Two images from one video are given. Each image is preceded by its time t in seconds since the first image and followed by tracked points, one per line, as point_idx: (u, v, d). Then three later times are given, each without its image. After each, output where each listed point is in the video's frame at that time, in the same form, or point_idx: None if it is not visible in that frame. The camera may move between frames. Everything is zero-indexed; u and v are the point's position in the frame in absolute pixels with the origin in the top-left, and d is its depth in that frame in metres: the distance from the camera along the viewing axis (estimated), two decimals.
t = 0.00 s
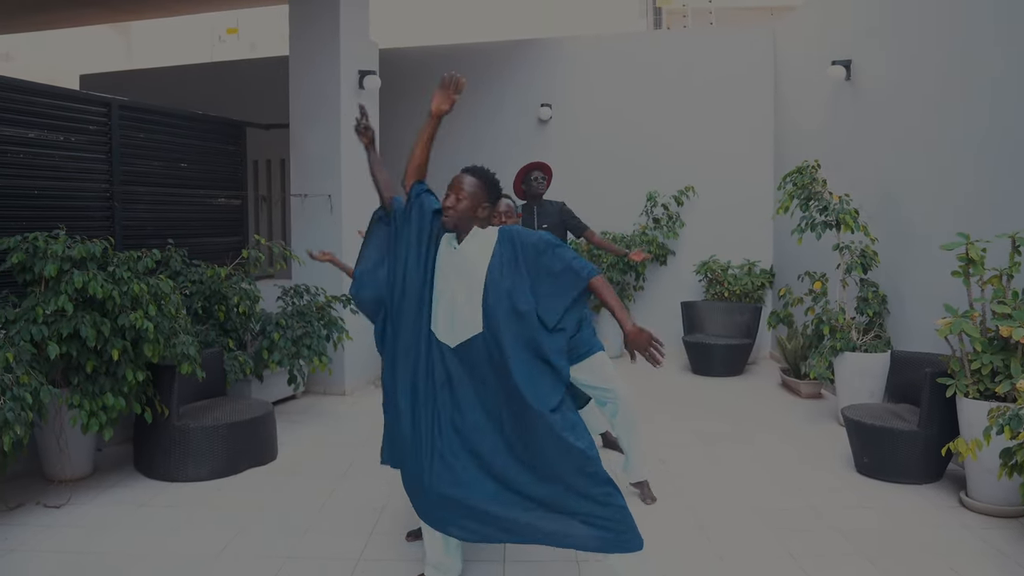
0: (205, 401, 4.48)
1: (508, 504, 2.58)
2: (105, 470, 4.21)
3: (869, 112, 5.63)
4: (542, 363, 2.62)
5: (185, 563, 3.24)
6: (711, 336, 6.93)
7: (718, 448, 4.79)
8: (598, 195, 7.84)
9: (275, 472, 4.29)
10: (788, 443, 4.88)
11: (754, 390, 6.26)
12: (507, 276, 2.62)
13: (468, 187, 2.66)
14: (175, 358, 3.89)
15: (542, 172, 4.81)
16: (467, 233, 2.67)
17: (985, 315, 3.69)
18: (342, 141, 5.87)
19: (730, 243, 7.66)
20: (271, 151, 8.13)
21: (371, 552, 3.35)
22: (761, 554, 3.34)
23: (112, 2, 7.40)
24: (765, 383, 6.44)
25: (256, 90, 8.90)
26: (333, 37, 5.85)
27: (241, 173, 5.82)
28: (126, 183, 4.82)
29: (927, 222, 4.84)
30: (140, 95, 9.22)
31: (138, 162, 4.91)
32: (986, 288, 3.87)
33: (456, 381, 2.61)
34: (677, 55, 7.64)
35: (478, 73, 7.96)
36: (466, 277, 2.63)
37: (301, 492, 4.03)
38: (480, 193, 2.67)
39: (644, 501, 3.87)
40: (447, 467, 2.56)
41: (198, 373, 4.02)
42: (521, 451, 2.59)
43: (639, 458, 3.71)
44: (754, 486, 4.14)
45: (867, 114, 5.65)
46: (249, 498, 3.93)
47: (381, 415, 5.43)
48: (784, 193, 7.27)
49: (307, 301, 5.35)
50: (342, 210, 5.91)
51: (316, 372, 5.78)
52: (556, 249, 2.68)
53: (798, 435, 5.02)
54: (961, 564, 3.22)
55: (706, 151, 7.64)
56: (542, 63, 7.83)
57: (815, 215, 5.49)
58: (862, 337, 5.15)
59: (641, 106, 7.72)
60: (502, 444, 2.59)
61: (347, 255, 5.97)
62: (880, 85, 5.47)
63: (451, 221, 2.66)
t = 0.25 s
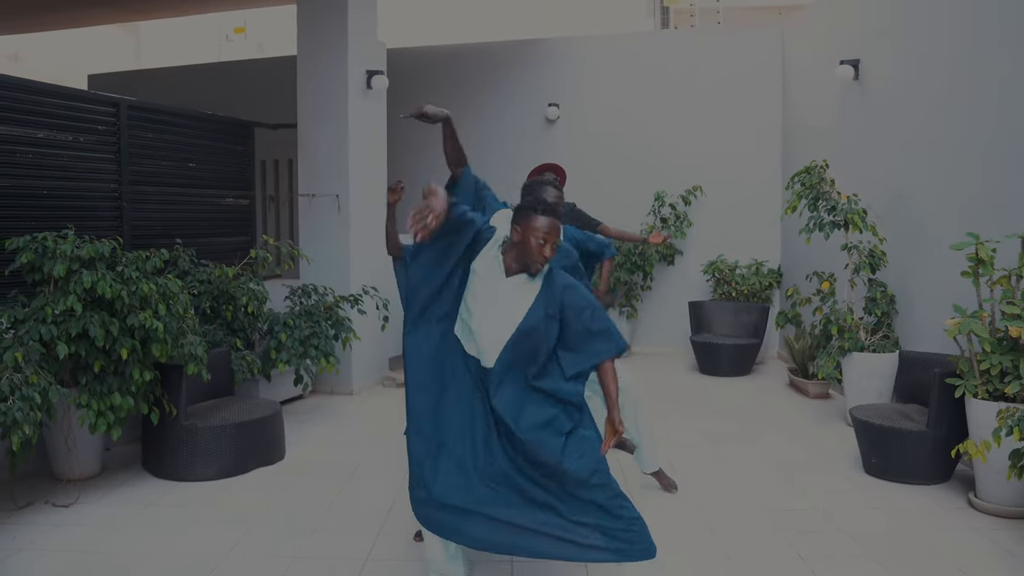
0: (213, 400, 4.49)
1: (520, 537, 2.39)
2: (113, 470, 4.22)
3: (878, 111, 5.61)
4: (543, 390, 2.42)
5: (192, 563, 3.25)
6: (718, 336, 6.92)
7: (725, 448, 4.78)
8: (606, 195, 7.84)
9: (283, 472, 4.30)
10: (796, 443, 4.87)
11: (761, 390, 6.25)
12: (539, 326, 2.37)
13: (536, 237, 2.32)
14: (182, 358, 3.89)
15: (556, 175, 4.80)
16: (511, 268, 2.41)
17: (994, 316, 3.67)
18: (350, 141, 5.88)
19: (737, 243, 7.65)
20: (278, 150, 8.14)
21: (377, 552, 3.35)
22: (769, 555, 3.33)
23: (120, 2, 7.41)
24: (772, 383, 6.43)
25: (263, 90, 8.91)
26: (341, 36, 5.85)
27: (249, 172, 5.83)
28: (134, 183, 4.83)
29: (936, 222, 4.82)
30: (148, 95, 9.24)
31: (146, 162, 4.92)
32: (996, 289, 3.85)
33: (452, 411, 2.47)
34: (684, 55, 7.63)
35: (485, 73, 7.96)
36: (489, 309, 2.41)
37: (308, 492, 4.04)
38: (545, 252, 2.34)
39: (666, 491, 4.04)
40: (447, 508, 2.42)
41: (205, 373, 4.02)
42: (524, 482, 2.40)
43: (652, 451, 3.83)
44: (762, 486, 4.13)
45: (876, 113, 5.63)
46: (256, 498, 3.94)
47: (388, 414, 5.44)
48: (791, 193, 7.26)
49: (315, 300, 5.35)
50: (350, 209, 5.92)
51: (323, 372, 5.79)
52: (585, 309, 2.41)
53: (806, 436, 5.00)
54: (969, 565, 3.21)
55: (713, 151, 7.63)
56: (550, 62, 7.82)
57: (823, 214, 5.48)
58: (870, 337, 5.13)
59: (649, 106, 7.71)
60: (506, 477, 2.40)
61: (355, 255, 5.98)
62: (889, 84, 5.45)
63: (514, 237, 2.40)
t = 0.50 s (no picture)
0: (217, 400, 4.49)
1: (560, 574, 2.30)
2: (117, 469, 4.23)
3: (882, 110, 5.61)
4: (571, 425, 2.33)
5: (196, 562, 3.26)
6: (722, 336, 6.92)
7: (729, 448, 4.78)
8: (609, 194, 7.84)
9: (287, 471, 4.30)
10: (800, 443, 4.86)
11: (765, 389, 6.24)
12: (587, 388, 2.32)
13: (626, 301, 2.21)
14: (187, 357, 3.90)
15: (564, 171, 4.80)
16: (588, 335, 2.26)
17: (999, 315, 3.66)
18: (354, 141, 5.89)
19: (741, 242, 7.65)
20: (282, 150, 8.15)
21: (381, 551, 3.35)
22: (772, 554, 3.33)
23: (124, 2, 7.43)
24: (776, 383, 6.42)
25: (267, 90, 8.93)
26: (344, 35, 5.86)
27: (254, 172, 5.84)
28: (139, 183, 4.83)
29: (940, 221, 4.81)
30: (152, 95, 9.26)
31: (151, 162, 4.93)
32: (1000, 287, 3.85)
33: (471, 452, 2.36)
34: (688, 55, 7.63)
35: (489, 73, 7.97)
36: (541, 375, 2.28)
37: (312, 491, 4.05)
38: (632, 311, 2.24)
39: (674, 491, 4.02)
40: (480, 556, 2.33)
41: (210, 372, 4.03)
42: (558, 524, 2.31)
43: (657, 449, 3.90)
44: (766, 486, 4.13)
45: (880, 113, 5.63)
46: (260, 497, 3.95)
47: (392, 413, 5.45)
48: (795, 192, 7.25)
49: (319, 300, 5.36)
50: (353, 209, 5.92)
51: (328, 372, 5.80)
52: (627, 381, 2.35)
53: (810, 435, 5.00)
54: (973, 565, 3.21)
55: (717, 150, 7.63)
56: (553, 61, 7.83)
57: (827, 214, 5.47)
58: (874, 336, 5.13)
59: (653, 106, 7.71)
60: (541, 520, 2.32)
61: (358, 254, 5.99)
62: (893, 83, 5.45)
63: (591, 303, 2.25)
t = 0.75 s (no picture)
0: (219, 398, 4.50)
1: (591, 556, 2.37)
2: (117, 467, 4.23)
3: (882, 108, 5.61)
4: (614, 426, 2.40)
5: (197, 560, 3.26)
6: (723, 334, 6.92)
7: (729, 446, 4.78)
8: (609, 193, 7.84)
9: (287, 469, 4.30)
10: (800, 441, 4.86)
11: (765, 388, 6.24)
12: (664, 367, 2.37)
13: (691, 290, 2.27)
14: (188, 355, 3.90)
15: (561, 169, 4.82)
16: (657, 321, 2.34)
17: (998, 312, 3.66)
18: (354, 140, 5.89)
19: (741, 241, 7.65)
20: (282, 149, 8.15)
21: (381, 550, 3.35)
22: (772, 552, 3.33)
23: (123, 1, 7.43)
24: (776, 382, 6.42)
25: (266, 89, 8.93)
26: (344, 33, 5.86)
27: (254, 171, 5.84)
28: (139, 181, 4.83)
29: (941, 219, 4.81)
30: (151, 94, 9.27)
31: (151, 160, 4.93)
32: (1000, 285, 3.84)
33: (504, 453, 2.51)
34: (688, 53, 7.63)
35: (489, 72, 7.97)
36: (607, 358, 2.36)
37: (312, 489, 4.05)
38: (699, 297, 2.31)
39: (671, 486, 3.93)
40: (497, 555, 2.40)
41: (210, 370, 4.03)
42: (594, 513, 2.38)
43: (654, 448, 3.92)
44: (766, 484, 4.12)
45: (880, 111, 5.63)
46: (260, 495, 3.95)
47: (393, 412, 5.44)
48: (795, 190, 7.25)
49: (319, 298, 5.36)
50: (353, 207, 5.92)
51: (328, 370, 5.79)
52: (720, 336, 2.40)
53: (810, 433, 5.00)
54: (973, 562, 3.21)
55: (717, 149, 7.63)
56: (553, 60, 7.83)
57: (827, 212, 5.47)
58: (874, 335, 5.13)
59: (652, 105, 7.71)
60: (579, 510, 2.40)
61: (358, 252, 5.99)
62: (893, 81, 5.45)
63: (659, 292, 2.33)
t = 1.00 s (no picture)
0: (217, 393, 4.49)
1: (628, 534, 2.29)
2: (113, 463, 4.22)
3: (880, 105, 5.60)
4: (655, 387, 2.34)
5: (193, 556, 3.25)
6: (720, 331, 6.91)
7: (726, 443, 4.77)
8: (607, 190, 7.84)
9: (284, 466, 4.29)
10: (798, 437, 4.86)
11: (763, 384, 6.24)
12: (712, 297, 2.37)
13: (711, 209, 2.33)
14: (184, 351, 3.89)
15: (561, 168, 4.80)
16: (688, 258, 2.35)
17: (996, 308, 3.66)
18: (351, 136, 5.88)
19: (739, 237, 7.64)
20: (279, 146, 8.13)
21: (378, 546, 3.35)
22: (769, 547, 3.33)
23: None
24: (774, 378, 6.42)
25: (264, 86, 8.91)
26: (342, 29, 5.85)
27: (251, 166, 5.83)
28: (135, 177, 4.82)
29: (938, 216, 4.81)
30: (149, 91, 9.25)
31: (147, 156, 4.92)
32: (998, 281, 3.84)
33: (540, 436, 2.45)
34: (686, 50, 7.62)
35: (487, 68, 7.97)
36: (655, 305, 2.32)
37: (309, 486, 4.04)
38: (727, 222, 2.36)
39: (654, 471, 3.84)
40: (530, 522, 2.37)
41: (207, 366, 4.02)
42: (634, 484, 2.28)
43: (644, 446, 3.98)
44: (764, 480, 4.12)
45: (878, 108, 5.62)
46: (257, 491, 3.94)
47: (390, 408, 5.44)
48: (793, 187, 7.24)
49: (317, 295, 5.35)
50: (351, 204, 5.91)
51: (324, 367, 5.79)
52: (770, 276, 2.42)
53: (807, 430, 5.00)
54: (970, 558, 3.21)
55: (715, 146, 7.62)
56: (551, 56, 7.82)
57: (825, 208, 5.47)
58: (872, 331, 5.13)
59: (650, 102, 7.70)
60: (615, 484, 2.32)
61: (356, 249, 5.98)
62: (891, 77, 5.44)
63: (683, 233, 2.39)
